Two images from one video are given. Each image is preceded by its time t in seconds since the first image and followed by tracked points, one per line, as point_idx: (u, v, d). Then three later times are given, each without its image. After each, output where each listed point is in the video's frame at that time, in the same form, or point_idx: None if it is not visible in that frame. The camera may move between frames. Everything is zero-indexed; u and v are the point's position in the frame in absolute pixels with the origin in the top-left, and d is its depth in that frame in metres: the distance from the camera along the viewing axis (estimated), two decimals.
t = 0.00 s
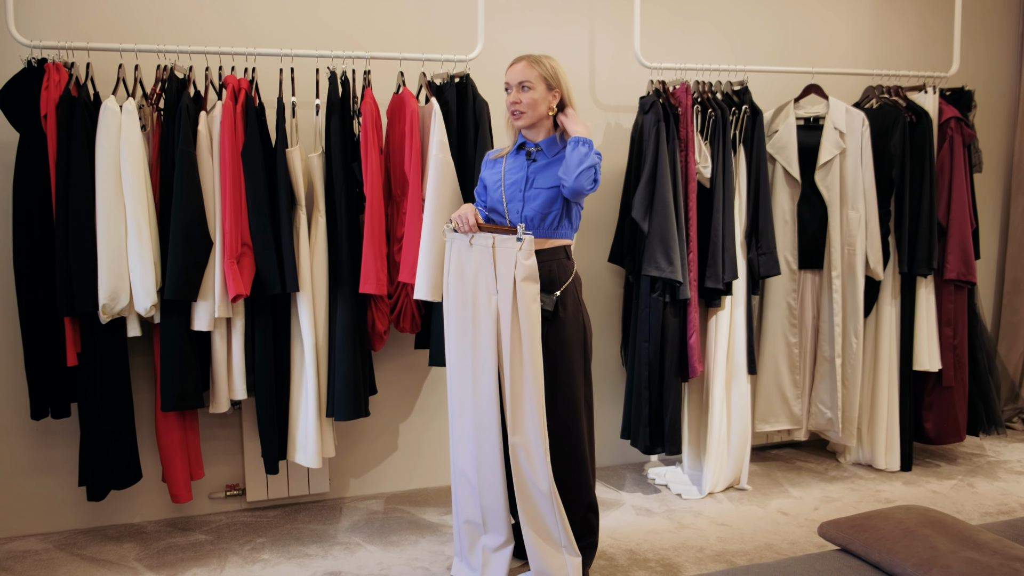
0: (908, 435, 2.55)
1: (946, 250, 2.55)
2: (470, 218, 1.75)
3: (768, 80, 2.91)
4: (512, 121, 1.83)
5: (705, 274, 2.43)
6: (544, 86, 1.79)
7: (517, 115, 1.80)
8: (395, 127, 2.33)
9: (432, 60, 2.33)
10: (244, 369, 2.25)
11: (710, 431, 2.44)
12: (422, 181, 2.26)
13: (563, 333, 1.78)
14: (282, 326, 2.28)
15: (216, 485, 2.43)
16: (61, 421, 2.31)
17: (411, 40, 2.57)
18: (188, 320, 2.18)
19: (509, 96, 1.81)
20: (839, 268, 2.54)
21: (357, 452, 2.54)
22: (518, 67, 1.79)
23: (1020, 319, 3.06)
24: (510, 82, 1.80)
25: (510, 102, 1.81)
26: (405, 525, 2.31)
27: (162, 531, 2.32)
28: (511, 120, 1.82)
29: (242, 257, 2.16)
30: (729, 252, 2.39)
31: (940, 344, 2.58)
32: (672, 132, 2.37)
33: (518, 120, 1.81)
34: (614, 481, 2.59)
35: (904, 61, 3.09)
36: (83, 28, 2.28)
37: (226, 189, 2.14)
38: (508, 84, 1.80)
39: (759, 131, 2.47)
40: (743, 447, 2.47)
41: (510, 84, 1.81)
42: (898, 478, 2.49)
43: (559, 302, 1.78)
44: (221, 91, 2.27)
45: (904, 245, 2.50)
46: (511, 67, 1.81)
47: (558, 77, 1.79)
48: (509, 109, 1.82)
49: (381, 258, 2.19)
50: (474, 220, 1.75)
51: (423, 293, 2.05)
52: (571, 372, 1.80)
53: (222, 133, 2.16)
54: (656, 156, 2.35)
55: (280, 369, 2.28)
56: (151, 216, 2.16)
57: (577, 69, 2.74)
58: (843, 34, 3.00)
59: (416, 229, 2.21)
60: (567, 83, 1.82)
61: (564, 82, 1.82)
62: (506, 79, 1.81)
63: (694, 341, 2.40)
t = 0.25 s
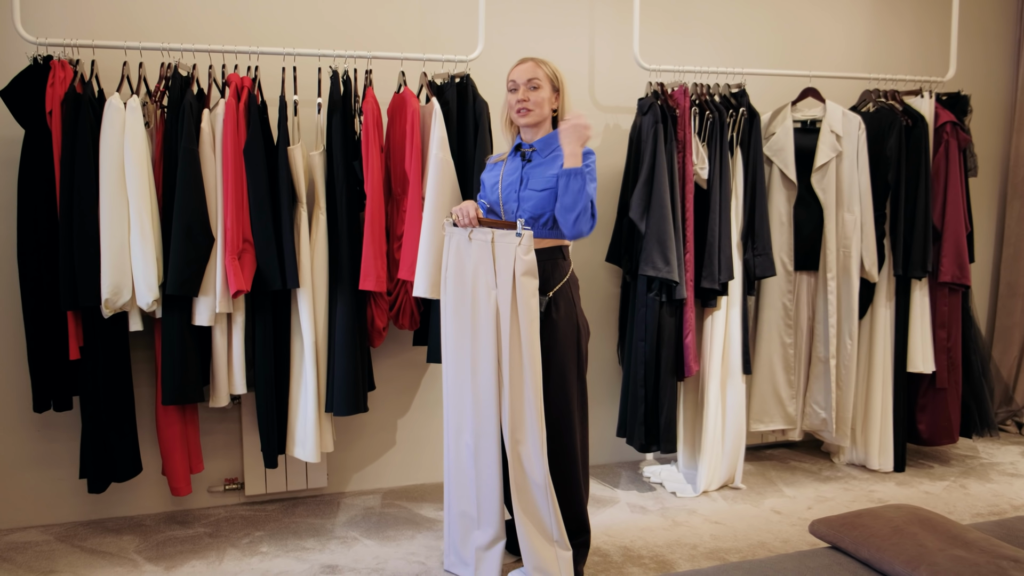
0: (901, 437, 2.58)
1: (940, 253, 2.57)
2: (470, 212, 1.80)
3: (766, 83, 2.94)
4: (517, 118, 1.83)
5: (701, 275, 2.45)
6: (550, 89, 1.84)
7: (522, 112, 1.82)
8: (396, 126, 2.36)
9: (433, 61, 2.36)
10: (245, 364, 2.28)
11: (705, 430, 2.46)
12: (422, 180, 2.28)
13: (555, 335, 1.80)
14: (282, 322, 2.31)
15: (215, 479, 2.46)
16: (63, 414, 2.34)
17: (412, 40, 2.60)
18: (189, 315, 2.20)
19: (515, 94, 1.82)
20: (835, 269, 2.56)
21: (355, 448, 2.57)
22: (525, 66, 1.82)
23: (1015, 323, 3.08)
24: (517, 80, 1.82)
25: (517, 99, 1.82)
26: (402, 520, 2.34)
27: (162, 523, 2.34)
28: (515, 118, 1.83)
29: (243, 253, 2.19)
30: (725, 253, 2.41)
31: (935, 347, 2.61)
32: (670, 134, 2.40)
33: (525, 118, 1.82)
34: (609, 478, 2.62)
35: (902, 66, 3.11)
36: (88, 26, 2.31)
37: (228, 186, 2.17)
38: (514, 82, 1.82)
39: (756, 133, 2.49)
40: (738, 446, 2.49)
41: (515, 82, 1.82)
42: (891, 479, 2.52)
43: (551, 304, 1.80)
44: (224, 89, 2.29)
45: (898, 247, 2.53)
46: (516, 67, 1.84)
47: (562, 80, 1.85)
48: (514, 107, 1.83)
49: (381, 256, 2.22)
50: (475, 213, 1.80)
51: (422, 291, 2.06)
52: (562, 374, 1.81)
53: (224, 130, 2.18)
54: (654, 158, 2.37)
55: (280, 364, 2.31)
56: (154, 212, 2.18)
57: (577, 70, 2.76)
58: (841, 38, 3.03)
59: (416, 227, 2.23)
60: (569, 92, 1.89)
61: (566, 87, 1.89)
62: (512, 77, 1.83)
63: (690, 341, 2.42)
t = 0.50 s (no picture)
0: (896, 435, 2.60)
1: (936, 253, 2.59)
2: (477, 204, 1.78)
3: (764, 83, 2.96)
4: (510, 114, 1.85)
5: (698, 273, 2.47)
6: (545, 86, 1.87)
7: (517, 108, 1.83)
8: (396, 125, 2.38)
9: (432, 60, 2.38)
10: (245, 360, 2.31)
11: (702, 426, 2.48)
12: (422, 178, 2.31)
13: (557, 333, 1.82)
14: (283, 318, 2.33)
15: (215, 473, 2.48)
16: (65, 408, 2.36)
17: (412, 40, 2.62)
18: (191, 310, 2.23)
19: (511, 89, 1.84)
20: (831, 268, 2.58)
21: (354, 444, 2.60)
22: (522, 63, 1.84)
23: (1010, 322, 3.10)
24: (513, 75, 1.83)
25: (512, 95, 1.83)
26: (400, 515, 2.36)
27: (162, 517, 2.37)
28: (509, 114, 1.85)
29: (244, 249, 2.21)
30: (722, 251, 2.43)
31: (929, 345, 2.63)
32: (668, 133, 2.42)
33: (519, 114, 1.84)
34: (606, 474, 2.64)
35: (899, 67, 3.13)
36: (92, 24, 2.34)
37: (230, 183, 2.19)
38: (510, 77, 1.83)
39: (753, 133, 2.51)
40: (733, 443, 2.52)
41: (511, 78, 1.84)
42: (885, 476, 2.54)
43: (553, 302, 1.83)
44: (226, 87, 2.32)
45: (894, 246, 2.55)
46: (511, 64, 1.86)
47: (556, 78, 1.88)
48: (509, 103, 1.85)
49: (380, 253, 2.24)
50: (481, 205, 1.78)
51: (422, 288, 2.05)
52: (564, 372, 1.83)
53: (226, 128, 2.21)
54: (651, 156, 2.40)
55: (281, 359, 2.33)
56: (157, 209, 2.21)
57: (576, 70, 2.78)
58: (838, 38, 3.05)
59: (416, 225, 2.25)
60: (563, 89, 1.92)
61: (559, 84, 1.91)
62: (507, 73, 1.84)
63: (686, 338, 2.44)
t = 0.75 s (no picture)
0: (893, 430, 2.62)
1: (932, 250, 2.61)
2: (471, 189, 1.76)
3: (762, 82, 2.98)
4: (509, 115, 1.87)
5: (695, 269, 2.49)
6: (541, 83, 1.87)
7: (514, 110, 1.86)
8: (397, 122, 2.40)
9: (432, 57, 2.40)
10: (247, 354, 2.33)
11: (699, 422, 2.51)
12: (423, 174, 2.33)
13: (560, 328, 1.84)
14: (284, 313, 2.36)
15: (217, 467, 2.51)
16: (69, 401, 2.39)
17: (413, 38, 2.65)
18: (194, 305, 2.26)
19: (507, 90, 1.85)
20: (828, 265, 2.60)
21: (355, 438, 2.62)
22: (515, 63, 1.84)
23: (1006, 319, 3.12)
24: (508, 77, 1.85)
25: (508, 96, 1.85)
26: (401, 508, 2.39)
27: (165, 509, 2.39)
28: (508, 116, 1.87)
29: (247, 245, 2.24)
30: (719, 248, 2.46)
31: (925, 342, 2.65)
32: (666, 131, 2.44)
33: (517, 115, 1.86)
34: (604, 469, 2.66)
35: (896, 65, 3.15)
36: (96, 22, 2.36)
37: (233, 180, 2.22)
38: (505, 79, 1.85)
39: (751, 131, 2.52)
40: (731, 438, 2.54)
41: (507, 80, 1.85)
42: (881, 471, 2.56)
43: (556, 297, 1.85)
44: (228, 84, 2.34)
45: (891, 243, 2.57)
46: (506, 64, 1.86)
47: (552, 73, 1.88)
48: (506, 104, 1.87)
49: (381, 249, 2.26)
50: (474, 189, 1.76)
51: (423, 283, 2.03)
52: (567, 369, 1.86)
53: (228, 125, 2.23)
54: (650, 154, 2.42)
55: (283, 354, 2.36)
56: (160, 205, 2.23)
57: (576, 68, 2.81)
58: (837, 37, 3.07)
59: (416, 221, 2.28)
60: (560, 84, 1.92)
61: (557, 78, 1.92)
62: (503, 75, 1.86)
63: (683, 334, 2.47)
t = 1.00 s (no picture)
0: (889, 424, 2.65)
1: (928, 245, 2.64)
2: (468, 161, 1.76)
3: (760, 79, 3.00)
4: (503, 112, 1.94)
5: (693, 265, 2.51)
6: (528, 76, 1.87)
7: (501, 106, 1.92)
8: (397, 120, 2.43)
9: (432, 56, 2.42)
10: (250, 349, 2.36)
11: (697, 415, 2.53)
12: (423, 171, 2.36)
13: (544, 325, 1.85)
14: (286, 309, 2.38)
15: (220, 462, 2.54)
16: (74, 397, 2.42)
17: (413, 37, 2.67)
18: (197, 301, 2.28)
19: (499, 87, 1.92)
20: (824, 260, 2.63)
21: (356, 433, 2.65)
22: (509, 61, 1.89)
23: (1003, 314, 3.14)
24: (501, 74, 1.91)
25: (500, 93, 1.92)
26: (402, 502, 2.41)
27: (169, 504, 2.42)
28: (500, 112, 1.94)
29: (249, 242, 2.26)
30: (717, 244, 2.48)
31: (921, 336, 2.67)
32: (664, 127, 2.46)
33: (504, 110, 1.92)
34: (604, 463, 2.69)
35: (893, 62, 3.17)
36: (100, 22, 2.39)
37: (235, 177, 2.25)
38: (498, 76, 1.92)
39: (748, 127, 2.54)
40: (728, 432, 2.56)
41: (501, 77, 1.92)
42: (878, 464, 2.58)
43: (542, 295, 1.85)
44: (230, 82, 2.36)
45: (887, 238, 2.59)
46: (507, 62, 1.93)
47: (545, 68, 1.85)
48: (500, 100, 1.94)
49: (382, 245, 2.29)
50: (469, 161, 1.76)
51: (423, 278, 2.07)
52: (557, 366, 1.87)
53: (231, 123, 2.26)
54: (648, 151, 2.44)
55: (285, 350, 2.38)
56: (163, 202, 2.25)
57: (574, 65, 2.83)
58: (833, 34, 3.09)
59: (416, 217, 2.30)
60: (556, 75, 1.87)
61: (555, 73, 1.86)
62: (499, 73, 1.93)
63: (681, 329, 2.49)
